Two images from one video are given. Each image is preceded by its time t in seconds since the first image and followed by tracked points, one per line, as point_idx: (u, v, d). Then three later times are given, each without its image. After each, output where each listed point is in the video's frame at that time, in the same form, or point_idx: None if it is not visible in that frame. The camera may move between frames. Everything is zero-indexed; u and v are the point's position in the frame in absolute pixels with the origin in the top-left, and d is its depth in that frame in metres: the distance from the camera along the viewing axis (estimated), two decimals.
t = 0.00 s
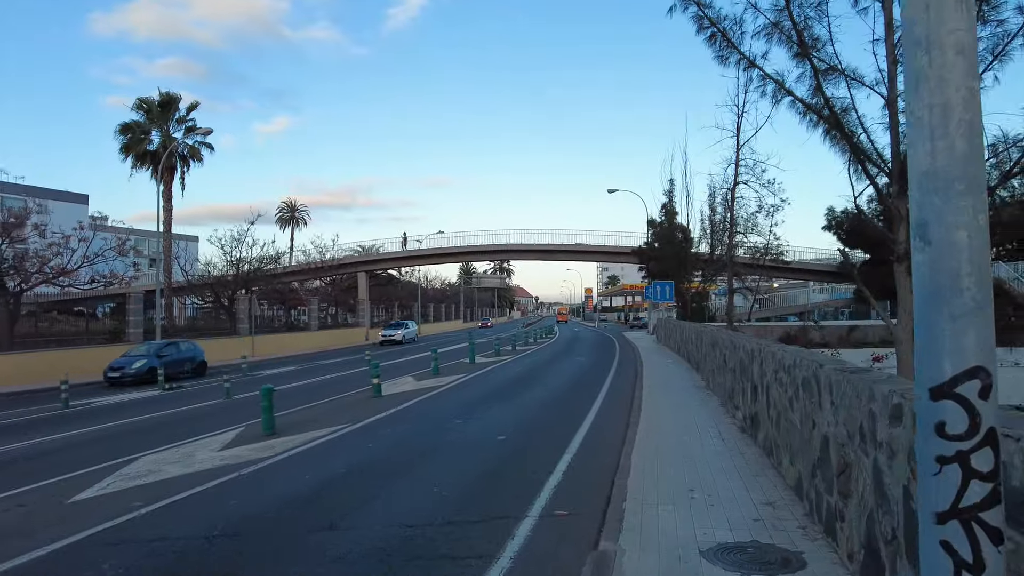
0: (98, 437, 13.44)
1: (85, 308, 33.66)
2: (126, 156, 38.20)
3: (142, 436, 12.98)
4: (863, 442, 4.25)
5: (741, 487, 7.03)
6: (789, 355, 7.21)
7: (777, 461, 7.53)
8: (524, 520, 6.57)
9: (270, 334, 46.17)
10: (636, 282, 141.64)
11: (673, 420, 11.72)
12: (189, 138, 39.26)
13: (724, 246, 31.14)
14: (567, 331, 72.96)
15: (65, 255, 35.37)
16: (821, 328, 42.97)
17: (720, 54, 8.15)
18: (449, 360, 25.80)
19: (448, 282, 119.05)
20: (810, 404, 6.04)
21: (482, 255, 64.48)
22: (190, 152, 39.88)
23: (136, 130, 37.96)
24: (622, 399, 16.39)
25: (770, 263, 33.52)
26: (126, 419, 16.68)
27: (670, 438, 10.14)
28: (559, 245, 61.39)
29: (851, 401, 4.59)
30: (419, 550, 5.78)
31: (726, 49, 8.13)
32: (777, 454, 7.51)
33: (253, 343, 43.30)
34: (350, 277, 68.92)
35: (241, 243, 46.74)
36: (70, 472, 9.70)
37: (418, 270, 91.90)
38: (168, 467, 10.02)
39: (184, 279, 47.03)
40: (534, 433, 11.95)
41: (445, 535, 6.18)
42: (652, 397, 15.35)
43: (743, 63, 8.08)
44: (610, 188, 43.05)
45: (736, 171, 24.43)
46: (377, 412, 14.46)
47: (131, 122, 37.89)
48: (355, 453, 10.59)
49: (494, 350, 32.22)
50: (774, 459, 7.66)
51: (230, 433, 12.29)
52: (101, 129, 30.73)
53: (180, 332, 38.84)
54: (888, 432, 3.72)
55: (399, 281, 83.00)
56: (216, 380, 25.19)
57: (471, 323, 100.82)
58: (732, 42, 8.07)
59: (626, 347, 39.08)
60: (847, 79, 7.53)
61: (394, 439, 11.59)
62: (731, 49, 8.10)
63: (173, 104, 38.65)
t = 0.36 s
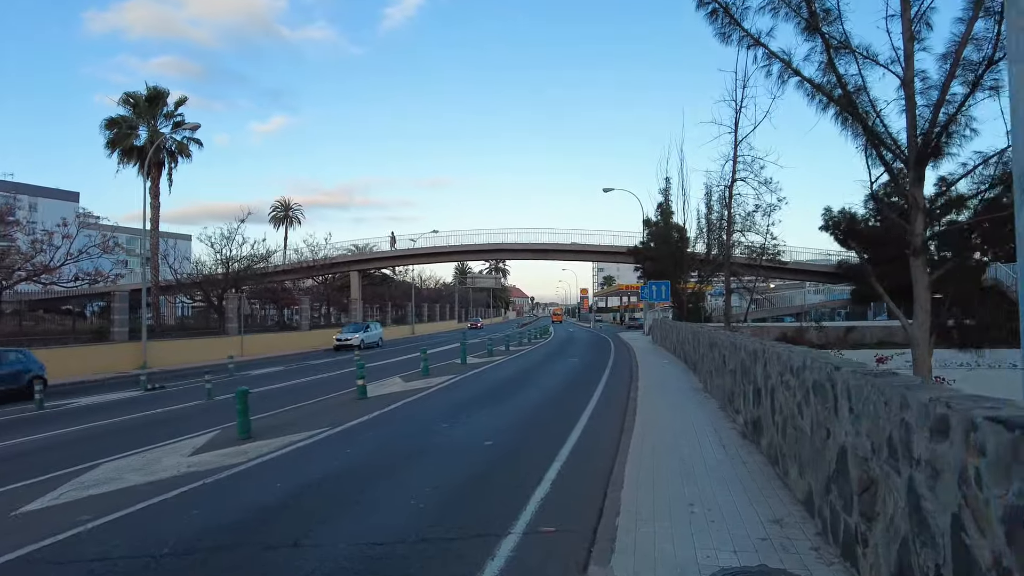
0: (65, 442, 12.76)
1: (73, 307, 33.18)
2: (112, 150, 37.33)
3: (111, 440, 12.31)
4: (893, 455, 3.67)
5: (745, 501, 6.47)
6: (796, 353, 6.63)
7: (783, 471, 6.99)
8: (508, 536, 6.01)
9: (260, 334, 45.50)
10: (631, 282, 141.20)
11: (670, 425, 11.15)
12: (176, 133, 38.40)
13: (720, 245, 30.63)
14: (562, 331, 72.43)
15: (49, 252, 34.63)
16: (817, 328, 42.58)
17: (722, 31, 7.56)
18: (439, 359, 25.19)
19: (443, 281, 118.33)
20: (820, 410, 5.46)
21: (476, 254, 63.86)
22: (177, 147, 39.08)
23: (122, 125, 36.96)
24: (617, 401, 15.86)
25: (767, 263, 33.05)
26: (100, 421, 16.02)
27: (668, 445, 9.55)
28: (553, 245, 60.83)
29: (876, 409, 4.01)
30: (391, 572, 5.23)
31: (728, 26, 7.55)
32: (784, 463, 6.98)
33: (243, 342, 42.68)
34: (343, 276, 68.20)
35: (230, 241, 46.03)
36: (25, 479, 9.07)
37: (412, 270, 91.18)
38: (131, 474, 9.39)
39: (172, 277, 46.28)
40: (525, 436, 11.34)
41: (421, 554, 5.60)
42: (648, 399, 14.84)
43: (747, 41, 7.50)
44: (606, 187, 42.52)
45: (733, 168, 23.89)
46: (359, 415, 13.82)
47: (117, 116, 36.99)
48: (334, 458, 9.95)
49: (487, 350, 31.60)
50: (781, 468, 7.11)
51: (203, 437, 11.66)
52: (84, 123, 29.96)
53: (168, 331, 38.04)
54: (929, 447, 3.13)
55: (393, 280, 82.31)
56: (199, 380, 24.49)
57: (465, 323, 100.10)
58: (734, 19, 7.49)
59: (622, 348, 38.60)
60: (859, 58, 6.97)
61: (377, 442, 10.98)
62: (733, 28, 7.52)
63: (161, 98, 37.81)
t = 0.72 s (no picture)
0: (34, 450, 12.17)
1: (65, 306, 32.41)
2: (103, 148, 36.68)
3: (83, 448, 11.72)
4: (934, 496, 3.03)
5: (752, 526, 5.86)
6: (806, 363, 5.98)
7: (792, 491, 6.38)
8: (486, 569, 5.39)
9: (255, 334, 44.95)
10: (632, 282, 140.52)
11: (669, 434, 10.55)
12: (169, 130, 37.73)
13: (721, 244, 30.00)
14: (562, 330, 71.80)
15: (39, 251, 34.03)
16: (820, 329, 41.96)
17: (727, 8, 6.91)
18: (433, 361, 24.59)
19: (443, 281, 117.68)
20: (836, 429, 4.81)
21: (475, 253, 63.26)
22: (171, 144, 38.44)
23: (114, 122, 36.26)
24: (615, 406, 15.27)
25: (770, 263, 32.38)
26: (77, 425, 15.43)
27: (666, 457, 8.92)
28: (553, 244, 60.18)
29: (909, 437, 3.36)
30: None
31: (734, 4, 6.92)
32: (794, 481, 6.36)
33: (237, 342, 42.24)
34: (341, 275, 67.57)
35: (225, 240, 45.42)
36: None
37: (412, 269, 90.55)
38: (91, 487, 8.79)
39: (167, 276, 45.71)
40: (516, 446, 10.72)
41: None
42: (647, 404, 14.25)
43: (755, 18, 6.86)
44: (606, 185, 41.88)
45: (737, 165, 23.19)
46: (343, 422, 13.18)
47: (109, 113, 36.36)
48: (310, 471, 9.30)
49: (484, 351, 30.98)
50: (790, 487, 6.50)
51: (176, 445, 11.05)
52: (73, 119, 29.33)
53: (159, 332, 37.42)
54: (988, 495, 2.52)
55: (393, 279, 81.70)
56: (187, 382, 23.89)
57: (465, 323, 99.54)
58: None
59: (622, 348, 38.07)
60: (877, 37, 6.35)
61: (359, 453, 10.33)
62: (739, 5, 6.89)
63: (153, 94, 37.17)
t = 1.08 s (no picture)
0: None
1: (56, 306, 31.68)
2: (90, 146, 35.92)
3: (46, 457, 11.09)
4: (976, 554, 2.43)
5: (750, 556, 5.26)
6: (811, 375, 5.36)
7: (795, 515, 5.77)
8: None
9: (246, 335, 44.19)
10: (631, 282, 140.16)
11: (663, 444, 9.93)
12: (158, 128, 37.09)
13: (720, 245, 29.43)
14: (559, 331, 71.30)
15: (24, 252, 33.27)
16: (820, 330, 41.43)
17: None
18: (424, 364, 23.97)
19: (440, 281, 116.98)
20: (848, 453, 4.18)
21: (471, 254, 62.53)
22: (160, 142, 37.72)
23: (101, 119, 35.58)
24: (608, 412, 14.64)
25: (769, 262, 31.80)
26: (47, 432, 14.77)
27: (659, 471, 8.32)
28: (550, 244, 59.53)
29: (942, 475, 2.75)
30: None
31: None
32: (796, 503, 5.76)
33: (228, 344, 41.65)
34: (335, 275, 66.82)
35: (217, 240, 44.70)
36: None
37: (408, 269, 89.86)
38: (40, 502, 8.14)
39: (157, 277, 44.99)
40: (500, 457, 10.12)
41: None
42: (641, 411, 13.62)
43: None
44: (603, 184, 41.25)
45: (735, 162, 22.62)
46: (323, 430, 12.55)
47: (97, 111, 35.62)
48: (279, 486, 8.66)
49: (477, 352, 30.32)
50: (792, 509, 5.90)
51: (141, 455, 10.42)
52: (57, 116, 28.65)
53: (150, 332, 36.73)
54: None
55: (388, 279, 81.03)
56: (168, 385, 23.16)
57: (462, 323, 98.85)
58: None
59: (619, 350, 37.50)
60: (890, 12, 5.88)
61: (334, 465, 9.70)
62: None
63: (142, 91, 36.44)
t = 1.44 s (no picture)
0: None
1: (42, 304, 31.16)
2: (76, 141, 35.22)
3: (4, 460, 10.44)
4: None
5: None
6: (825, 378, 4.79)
7: (807, 534, 5.16)
8: None
9: (237, 334, 43.51)
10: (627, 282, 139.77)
11: (659, 449, 9.34)
12: (145, 123, 36.39)
13: (717, 244, 29.02)
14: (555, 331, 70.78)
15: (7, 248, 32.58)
16: (818, 330, 40.98)
17: None
18: (414, 364, 23.38)
19: (436, 281, 116.30)
20: (875, 471, 3.59)
21: (466, 254, 61.93)
22: (148, 138, 37.06)
23: (87, 113, 34.77)
24: (602, 413, 14.06)
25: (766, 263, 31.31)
26: (14, 434, 14.10)
27: (654, 481, 7.73)
28: (546, 244, 58.98)
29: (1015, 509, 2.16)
30: None
31: None
32: (808, 521, 5.15)
33: (217, 344, 41.01)
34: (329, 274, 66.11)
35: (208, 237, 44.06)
36: None
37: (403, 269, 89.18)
38: None
39: (146, 274, 44.26)
40: (485, 461, 9.52)
41: None
42: (636, 412, 13.02)
43: None
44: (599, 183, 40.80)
45: (733, 158, 22.09)
46: (301, 435, 11.88)
47: (83, 105, 34.93)
48: (243, 496, 8.01)
49: (469, 353, 29.74)
50: (803, 527, 5.30)
51: (105, 460, 9.79)
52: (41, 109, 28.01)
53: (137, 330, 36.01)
54: None
55: (383, 279, 80.36)
56: (149, 386, 22.45)
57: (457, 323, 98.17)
58: None
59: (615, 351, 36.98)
60: None
61: (308, 472, 9.07)
62: None
63: (129, 86, 35.78)
